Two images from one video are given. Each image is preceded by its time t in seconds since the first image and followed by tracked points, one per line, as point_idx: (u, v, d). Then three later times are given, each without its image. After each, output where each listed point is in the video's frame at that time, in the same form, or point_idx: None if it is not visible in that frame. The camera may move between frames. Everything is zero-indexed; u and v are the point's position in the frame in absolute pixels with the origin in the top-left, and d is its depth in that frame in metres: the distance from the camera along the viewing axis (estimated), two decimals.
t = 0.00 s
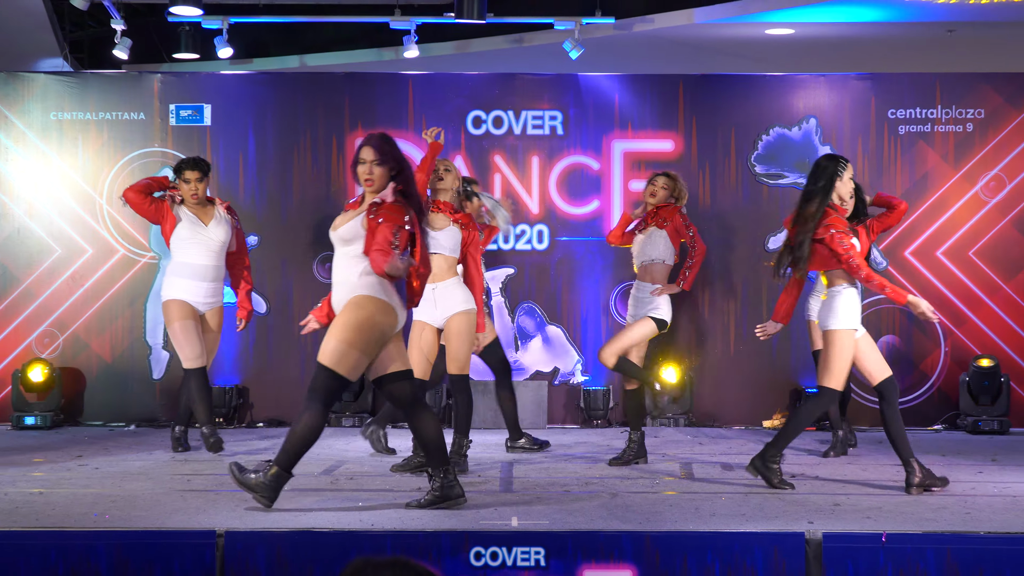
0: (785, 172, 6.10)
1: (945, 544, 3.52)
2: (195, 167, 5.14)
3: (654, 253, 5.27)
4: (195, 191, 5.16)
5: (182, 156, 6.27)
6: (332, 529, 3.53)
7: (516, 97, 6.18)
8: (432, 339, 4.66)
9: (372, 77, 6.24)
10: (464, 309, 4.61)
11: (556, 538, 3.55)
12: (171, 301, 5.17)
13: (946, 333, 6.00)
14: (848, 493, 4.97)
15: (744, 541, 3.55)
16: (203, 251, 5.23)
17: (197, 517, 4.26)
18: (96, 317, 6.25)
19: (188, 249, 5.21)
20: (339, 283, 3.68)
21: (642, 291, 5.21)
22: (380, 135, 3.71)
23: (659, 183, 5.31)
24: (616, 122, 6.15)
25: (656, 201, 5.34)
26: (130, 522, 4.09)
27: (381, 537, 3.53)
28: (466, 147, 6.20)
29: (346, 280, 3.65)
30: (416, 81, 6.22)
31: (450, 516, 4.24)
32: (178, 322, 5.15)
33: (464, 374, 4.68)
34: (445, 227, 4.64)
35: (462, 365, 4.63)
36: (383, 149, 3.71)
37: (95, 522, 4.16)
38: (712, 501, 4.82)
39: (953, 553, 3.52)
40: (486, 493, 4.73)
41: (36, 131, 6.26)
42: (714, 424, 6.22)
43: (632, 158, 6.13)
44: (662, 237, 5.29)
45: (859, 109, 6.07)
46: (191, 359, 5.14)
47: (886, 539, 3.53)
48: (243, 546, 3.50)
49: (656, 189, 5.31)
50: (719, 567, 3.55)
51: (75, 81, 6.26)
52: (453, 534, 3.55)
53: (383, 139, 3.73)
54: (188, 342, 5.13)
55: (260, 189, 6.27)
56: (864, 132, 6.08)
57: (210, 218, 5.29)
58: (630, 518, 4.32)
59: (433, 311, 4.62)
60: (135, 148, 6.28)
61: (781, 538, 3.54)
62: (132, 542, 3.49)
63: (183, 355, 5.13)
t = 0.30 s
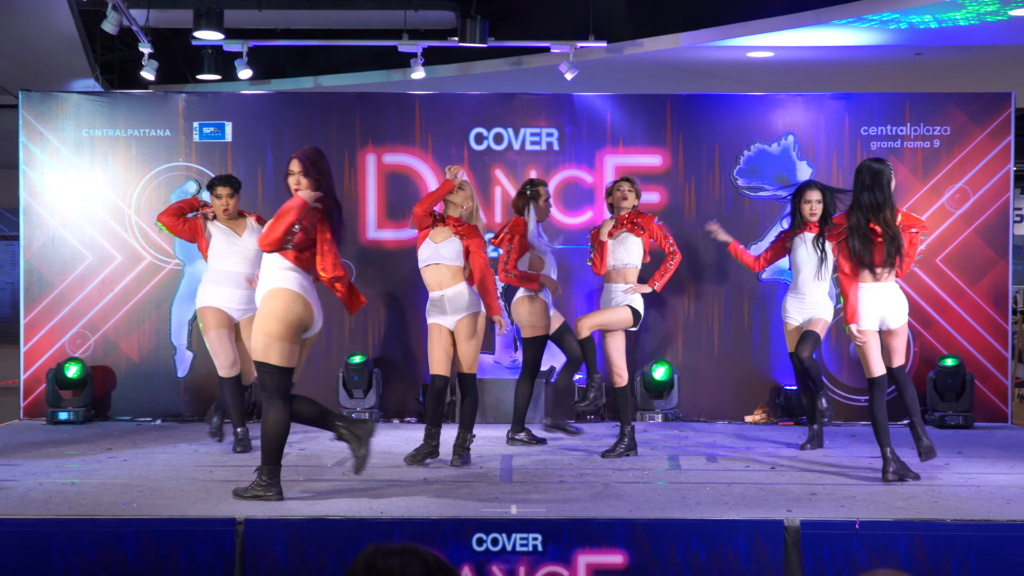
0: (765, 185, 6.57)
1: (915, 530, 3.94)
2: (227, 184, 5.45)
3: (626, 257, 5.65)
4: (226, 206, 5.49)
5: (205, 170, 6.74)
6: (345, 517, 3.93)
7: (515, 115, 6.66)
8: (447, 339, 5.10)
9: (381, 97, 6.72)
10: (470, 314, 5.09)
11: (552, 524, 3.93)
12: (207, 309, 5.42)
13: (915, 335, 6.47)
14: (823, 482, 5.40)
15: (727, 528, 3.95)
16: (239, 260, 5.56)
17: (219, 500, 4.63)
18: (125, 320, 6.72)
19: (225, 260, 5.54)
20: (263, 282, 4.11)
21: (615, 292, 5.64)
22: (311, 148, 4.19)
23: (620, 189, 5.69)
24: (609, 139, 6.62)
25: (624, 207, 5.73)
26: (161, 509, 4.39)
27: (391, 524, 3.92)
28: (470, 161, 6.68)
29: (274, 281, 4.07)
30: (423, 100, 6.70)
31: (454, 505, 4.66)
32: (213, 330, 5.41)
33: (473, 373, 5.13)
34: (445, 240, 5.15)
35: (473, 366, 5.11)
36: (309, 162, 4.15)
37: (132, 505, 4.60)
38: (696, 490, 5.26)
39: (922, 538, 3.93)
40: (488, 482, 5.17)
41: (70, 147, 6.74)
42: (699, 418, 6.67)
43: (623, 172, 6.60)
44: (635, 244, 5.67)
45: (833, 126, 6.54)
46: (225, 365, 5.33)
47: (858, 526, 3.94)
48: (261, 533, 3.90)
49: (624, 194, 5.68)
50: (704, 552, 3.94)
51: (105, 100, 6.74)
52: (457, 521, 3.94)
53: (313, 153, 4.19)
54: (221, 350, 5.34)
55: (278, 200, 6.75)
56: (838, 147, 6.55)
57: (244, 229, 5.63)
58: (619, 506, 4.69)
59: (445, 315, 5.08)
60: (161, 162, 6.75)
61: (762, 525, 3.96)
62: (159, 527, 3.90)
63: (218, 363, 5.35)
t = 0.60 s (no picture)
0: (746, 197, 7.09)
1: (886, 518, 4.25)
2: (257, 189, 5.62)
3: (591, 275, 5.70)
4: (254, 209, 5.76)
5: (227, 184, 7.26)
6: (357, 506, 4.28)
7: (514, 132, 7.18)
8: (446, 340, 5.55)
9: (390, 115, 7.23)
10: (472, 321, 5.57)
11: (548, 512, 4.28)
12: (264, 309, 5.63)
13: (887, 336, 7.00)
14: (801, 473, 5.80)
15: (711, 515, 4.28)
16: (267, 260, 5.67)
17: (233, 486, 4.95)
18: (152, 322, 7.23)
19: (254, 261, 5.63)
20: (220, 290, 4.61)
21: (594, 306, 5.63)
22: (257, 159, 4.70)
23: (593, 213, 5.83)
24: (601, 154, 7.13)
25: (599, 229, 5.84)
26: (178, 497, 4.63)
27: (399, 513, 4.27)
28: (472, 175, 7.19)
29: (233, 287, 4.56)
30: (428, 118, 7.21)
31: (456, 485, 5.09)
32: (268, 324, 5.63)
33: (468, 374, 5.56)
34: (448, 245, 5.68)
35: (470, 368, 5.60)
36: (242, 168, 4.63)
37: (155, 487, 4.90)
38: (683, 480, 5.65)
39: (892, 526, 4.24)
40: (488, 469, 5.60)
41: (100, 161, 7.25)
42: (686, 414, 7.15)
43: (615, 185, 7.11)
44: (601, 263, 5.77)
45: (810, 143, 7.05)
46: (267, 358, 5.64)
47: (834, 514, 4.26)
48: (278, 521, 4.23)
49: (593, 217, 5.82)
50: (690, 538, 4.27)
51: (133, 118, 7.26)
52: (461, 510, 4.28)
53: (251, 161, 4.66)
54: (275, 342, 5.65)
55: (293, 211, 7.25)
56: (814, 162, 7.06)
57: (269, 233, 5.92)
58: (609, 495, 4.92)
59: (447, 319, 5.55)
60: (185, 176, 7.26)
61: (744, 513, 4.28)
62: (181, 515, 4.22)
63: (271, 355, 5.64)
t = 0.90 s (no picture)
0: (738, 204, 7.32)
1: (875, 517, 4.36)
2: (274, 196, 5.66)
3: (576, 277, 5.81)
4: (271, 216, 5.70)
5: (236, 191, 7.48)
6: (360, 504, 4.42)
7: (514, 142, 7.41)
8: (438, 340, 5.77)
9: (394, 126, 7.46)
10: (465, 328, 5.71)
11: (546, 511, 4.41)
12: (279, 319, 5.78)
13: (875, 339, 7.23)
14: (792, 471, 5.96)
15: (706, 514, 4.39)
16: (283, 272, 5.80)
17: (240, 483, 5.10)
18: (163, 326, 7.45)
19: (270, 271, 5.77)
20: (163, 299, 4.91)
21: (577, 307, 5.73)
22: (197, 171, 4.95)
23: (575, 217, 5.78)
24: (598, 163, 7.37)
25: (583, 233, 5.83)
26: (187, 495, 4.77)
27: (401, 511, 4.40)
28: (473, 183, 7.42)
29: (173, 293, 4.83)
30: (431, 128, 7.45)
31: (457, 479, 5.25)
32: (283, 333, 5.78)
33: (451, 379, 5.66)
34: (456, 254, 5.86)
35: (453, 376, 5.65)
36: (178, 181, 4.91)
37: (163, 485, 5.02)
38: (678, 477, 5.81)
39: (882, 525, 4.36)
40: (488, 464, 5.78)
41: (113, 170, 7.48)
42: (681, 414, 7.36)
43: (612, 193, 7.35)
44: (585, 266, 5.84)
45: (800, 152, 7.29)
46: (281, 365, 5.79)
47: (825, 513, 4.37)
48: (284, 518, 4.39)
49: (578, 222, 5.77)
50: (685, 536, 4.38)
51: (144, 128, 7.48)
52: (462, 508, 4.41)
53: (187, 174, 4.91)
54: (283, 351, 5.79)
55: (300, 217, 7.49)
56: (804, 171, 7.29)
57: (282, 242, 5.84)
58: (610, 491, 4.90)
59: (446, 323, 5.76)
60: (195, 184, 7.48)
61: (737, 511, 4.39)
62: (191, 513, 4.37)
63: (277, 363, 5.79)
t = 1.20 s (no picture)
0: (736, 209, 7.38)
1: (872, 520, 4.41)
2: (284, 202, 5.69)
3: (572, 274, 5.76)
4: (282, 223, 5.73)
5: (237, 196, 7.53)
6: (361, 507, 4.47)
7: (514, 147, 7.47)
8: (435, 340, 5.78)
9: (395, 131, 7.52)
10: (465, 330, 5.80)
11: (546, 514, 4.45)
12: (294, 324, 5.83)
13: (872, 344, 7.29)
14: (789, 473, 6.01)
15: (705, 516, 4.44)
16: (293, 277, 5.85)
17: (242, 487, 5.14)
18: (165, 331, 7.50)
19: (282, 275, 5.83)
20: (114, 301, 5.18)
21: (568, 307, 5.71)
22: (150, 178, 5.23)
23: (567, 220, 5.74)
24: (598, 169, 7.42)
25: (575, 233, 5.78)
26: (190, 498, 4.82)
27: (402, 514, 4.45)
28: (473, 189, 7.47)
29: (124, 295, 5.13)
30: (432, 134, 7.50)
31: (458, 483, 5.29)
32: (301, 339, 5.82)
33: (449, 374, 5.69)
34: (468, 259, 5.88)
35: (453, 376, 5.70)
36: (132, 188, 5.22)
37: (165, 489, 5.06)
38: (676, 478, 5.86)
39: (879, 527, 4.40)
40: (488, 466, 5.83)
41: (116, 175, 7.51)
42: (679, 418, 7.42)
43: (611, 198, 7.40)
44: (582, 262, 5.79)
45: (798, 157, 7.35)
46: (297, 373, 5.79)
47: (822, 515, 4.42)
48: (286, 521, 4.43)
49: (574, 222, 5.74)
50: (684, 539, 4.43)
51: (146, 134, 7.51)
52: (462, 511, 4.46)
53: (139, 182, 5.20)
54: (302, 356, 5.80)
55: (301, 222, 7.54)
56: (802, 177, 7.35)
57: (291, 248, 5.89)
58: (609, 494, 4.95)
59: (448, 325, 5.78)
60: (197, 188, 7.53)
61: (735, 514, 4.43)
62: (194, 516, 4.41)
63: (295, 368, 5.78)
